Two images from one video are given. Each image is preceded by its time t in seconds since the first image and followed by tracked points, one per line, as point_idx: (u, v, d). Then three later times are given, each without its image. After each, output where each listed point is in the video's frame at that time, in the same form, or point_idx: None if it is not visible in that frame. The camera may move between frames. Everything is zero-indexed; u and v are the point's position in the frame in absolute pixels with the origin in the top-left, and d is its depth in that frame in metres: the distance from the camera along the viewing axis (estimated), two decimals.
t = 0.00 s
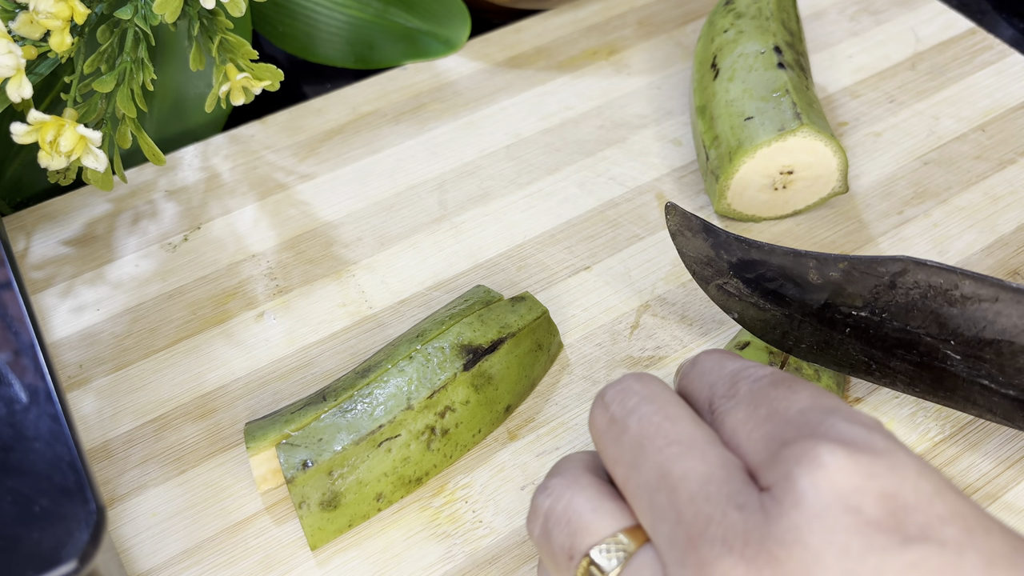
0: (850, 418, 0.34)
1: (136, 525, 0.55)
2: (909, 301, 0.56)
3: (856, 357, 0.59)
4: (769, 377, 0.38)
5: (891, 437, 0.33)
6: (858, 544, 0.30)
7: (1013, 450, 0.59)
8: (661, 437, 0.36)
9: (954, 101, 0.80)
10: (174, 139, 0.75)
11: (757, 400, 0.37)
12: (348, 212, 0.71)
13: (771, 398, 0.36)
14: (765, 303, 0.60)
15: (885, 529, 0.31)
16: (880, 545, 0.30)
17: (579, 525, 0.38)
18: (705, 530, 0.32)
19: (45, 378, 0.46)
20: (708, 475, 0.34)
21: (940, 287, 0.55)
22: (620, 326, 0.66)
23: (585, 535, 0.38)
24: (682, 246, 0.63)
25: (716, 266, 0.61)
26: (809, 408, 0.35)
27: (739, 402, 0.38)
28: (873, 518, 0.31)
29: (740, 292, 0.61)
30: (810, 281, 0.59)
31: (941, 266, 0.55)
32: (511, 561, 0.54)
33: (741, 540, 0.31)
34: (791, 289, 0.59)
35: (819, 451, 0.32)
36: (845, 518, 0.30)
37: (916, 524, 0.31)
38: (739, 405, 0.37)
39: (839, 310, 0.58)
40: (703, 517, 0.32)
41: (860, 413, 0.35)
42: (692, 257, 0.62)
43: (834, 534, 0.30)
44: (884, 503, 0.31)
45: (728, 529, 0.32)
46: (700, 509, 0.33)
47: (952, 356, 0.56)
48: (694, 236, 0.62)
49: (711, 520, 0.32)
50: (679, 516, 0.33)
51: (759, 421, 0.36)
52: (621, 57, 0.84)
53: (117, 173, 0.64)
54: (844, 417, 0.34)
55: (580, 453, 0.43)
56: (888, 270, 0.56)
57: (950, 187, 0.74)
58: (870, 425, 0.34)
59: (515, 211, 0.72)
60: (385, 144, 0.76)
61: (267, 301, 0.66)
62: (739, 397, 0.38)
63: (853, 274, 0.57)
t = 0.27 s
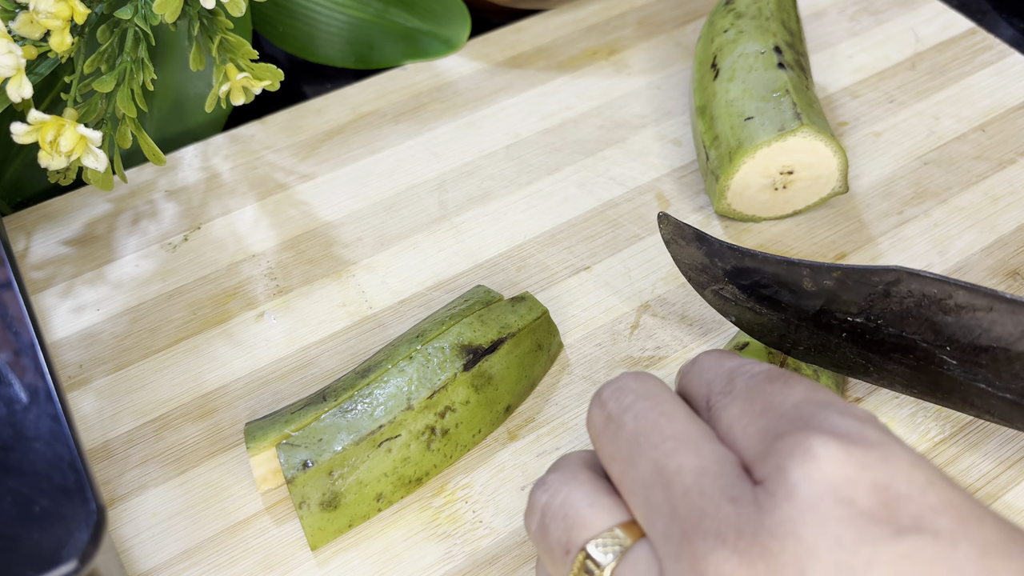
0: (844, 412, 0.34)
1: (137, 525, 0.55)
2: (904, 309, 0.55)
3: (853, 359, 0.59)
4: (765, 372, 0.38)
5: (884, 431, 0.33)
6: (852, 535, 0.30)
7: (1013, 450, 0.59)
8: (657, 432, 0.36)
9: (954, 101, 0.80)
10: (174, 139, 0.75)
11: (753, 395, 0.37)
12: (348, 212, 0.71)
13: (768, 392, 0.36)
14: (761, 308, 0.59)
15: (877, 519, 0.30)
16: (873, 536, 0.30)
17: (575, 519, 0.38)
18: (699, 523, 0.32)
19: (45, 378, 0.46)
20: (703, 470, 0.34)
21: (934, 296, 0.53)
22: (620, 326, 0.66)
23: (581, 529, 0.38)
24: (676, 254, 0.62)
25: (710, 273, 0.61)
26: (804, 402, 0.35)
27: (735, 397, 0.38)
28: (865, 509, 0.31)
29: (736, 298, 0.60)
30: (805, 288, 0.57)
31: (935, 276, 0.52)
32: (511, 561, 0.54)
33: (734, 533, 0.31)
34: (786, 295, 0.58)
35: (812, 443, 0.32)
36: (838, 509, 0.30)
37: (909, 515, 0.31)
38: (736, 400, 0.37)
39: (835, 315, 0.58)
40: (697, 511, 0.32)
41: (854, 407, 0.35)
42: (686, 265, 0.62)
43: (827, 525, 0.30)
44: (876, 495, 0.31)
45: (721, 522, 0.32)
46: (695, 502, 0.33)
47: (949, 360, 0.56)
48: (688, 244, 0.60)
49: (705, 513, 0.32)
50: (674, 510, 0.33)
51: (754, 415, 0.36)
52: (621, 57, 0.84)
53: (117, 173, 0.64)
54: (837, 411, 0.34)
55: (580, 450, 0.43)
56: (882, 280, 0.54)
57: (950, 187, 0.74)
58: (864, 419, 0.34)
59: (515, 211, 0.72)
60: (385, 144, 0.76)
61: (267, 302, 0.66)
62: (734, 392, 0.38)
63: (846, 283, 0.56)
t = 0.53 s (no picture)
0: (842, 403, 0.34)
1: (137, 525, 0.55)
2: (869, 347, 0.55)
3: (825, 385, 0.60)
4: (764, 369, 0.38)
5: (882, 421, 0.33)
6: (851, 526, 0.30)
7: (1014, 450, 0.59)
8: (656, 429, 0.36)
9: (954, 101, 0.80)
10: (174, 139, 0.75)
11: (751, 389, 0.37)
12: (348, 212, 0.71)
13: (766, 387, 0.36)
14: (734, 336, 0.62)
15: (875, 510, 0.30)
16: (871, 527, 0.30)
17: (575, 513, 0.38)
18: (696, 517, 0.32)
19: (45, 378, 0.46)
20: (701, 465, 0.34)
21: (899, 341, 0.53)
22: (620, 326, 0.66)
23: (580, 523, 0.38)
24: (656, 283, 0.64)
25: (687, 302, 0.62)
26: (801, 395, 0.35)
27: (733, 393, 0.38)
28: (862, 501, 0.30)
29: (711, 326, 0.62)
30: (775, 323, 0.59)
31: (900, 326, 0.52)
32: (511, 562, 0.54)
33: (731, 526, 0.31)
34: (758, 327, 0.60)
35: (808, 434, 0.31)
36: (836, 500, 0.30)
37: (907, 505, 0.30)
38: (735, 396, 0.37)
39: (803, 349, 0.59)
40: (695, 505, 0.32)
41: (852, 399, 0.35)
42: (665, 293, 0.64)
43: (825, 516, 0.30)
44: (874, 485, 0.31)
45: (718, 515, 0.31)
46: (692, 497, 0.33)
47: (912, 396, 0.56)
48: (664, 277, 0.62)
49: (702, 507, 0.32)
50: (672, 505, 0.33)
51: (752, 409, 0.36)
52: (621, 57, 0.84)
53: (117, 173, 0.64)
54: (834, 402, 0.34)
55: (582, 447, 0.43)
56: (849, 322, 0.55)
57: (950, 187, 0.74)
58: (862, 409, 0.34)
59: (515, 211, 0.72)
60: (385, 144, 0.76)
61: (268, 302, 0.66)
62: (733, 389, 0.38)
63: (815, 324, 0.57)
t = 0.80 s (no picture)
0: (835, 403, 0.34)
1: (136, 525, 0.55)
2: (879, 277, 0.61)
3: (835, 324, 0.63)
4: (759, 369, 0.38)
5: (875, 420, 0.34)
6: (847, 524, 0.30)
7: (1012, 450, 0.58)
8: (651, 435, 0.36)
9: (954, 101, 0.80)
10: (174, 139, 0.75)
11: (745, 391, 0.37)
12: (348, 212, 0.71)
13: (760, 389, 0.36)
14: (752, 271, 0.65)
15: (871, 508, 0.30)
16: (867, 525, 0.30)
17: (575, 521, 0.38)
18: (693, 522, 0.32)
19: (45, 378, 0.46)
20: (696, 469, 0.34)
21: (904, 266, 0.61)
22: (620, 326, 0.66)
23: (580, 530, 0.38)
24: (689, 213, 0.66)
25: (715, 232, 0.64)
26: (795, 395, 0.35)
27: (728, 394, 0.38)
28: (857, 498, 0.30)
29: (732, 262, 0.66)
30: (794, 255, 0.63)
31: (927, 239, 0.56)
32: (511, 561, 0.54)
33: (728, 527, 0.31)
34: (778, 259, 0.64)
35: (802, 435, 0.32)
36: (831, 498, 0.30)
37: (903, 502, 0.31)
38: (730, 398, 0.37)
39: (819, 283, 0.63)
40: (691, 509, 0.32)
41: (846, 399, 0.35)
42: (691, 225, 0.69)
43: (820, 515, 0.30)
44: (869, 483, 0.31)
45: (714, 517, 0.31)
46: (688, 501, 0.33)
47: (917, 329, 0.60)
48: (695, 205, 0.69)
49: (699, 511, 0.32)
50: (669, 511, 0.33)
51: (747, 410, 0.36)
52: (621, 57, 0.84)
53: (117, 173, 0.64)
54: (828, 401, 0.34)
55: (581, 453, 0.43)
56: (861, 248, 0.62)
57: (950, 187, 0.74)
58: (854, 408, 0.34)
59: (515, 211, 0.72)
60: (385, 144, 0.76)
61: (268, 301, 0.66)
62: (728, 390, 0.38)
63: (832, 247, 0.63)
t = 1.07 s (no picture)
0: (832, 435, 0.30)
1: (136, 525, 0.55)
2: (909, 311, 0.53)
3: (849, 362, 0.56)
4: (744, 391, 0.34)
5: (877, 457, 0.30)
6: None
7: (1012, 449, 0.58)
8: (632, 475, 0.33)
9: (954, 101, 0.80)
10: (174, 139, 0.75)
11: (732, 416, 0.33)
12: (348, 212, 0.71)
13: (747, 416, 0.33)
14: (755, 307, 0.58)
15: (869, 564, 0.27)
16: None
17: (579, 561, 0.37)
18: None
19: (45, 378, 0.46)
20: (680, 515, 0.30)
21: (945, 297, 0.52)
22: (620, 326, 0.66)
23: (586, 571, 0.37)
24: (670, 244, 0.61)
25: (704, 268, 0.59)
26: (786, 425, 0.31)
27: (711, 418, 0.34)
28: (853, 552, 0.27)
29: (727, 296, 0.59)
30: (806, 287, 0.56)
31: (946, 275, 0.52)
32: (511, 561, 0.54)
33: None
34: (785, 292, 0.57)
35: (796, 481, 0.28)
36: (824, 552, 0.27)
37: (905, 558, 0.27)
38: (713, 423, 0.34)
39: (833, 318, 0.56)
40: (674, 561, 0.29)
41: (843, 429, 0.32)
42: (679, 256, 0.61)
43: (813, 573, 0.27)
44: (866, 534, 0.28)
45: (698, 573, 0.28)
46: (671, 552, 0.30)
47: (951, 368, 0.53)
48: (686, 233, 0.60)
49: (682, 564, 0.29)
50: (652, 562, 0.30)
51: (732, 440, 0.32)
52: (621, 57, 0.84)
53: (117, 173, 0.64)
54: (823, 435, 0.30)
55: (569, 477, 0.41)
56: (890, 278, 0.53)
57: (950, 187, 0.74)
58: (853, 441, 0.31)
59: (515, 211, 0.72)
60: (385, 144, 0.76)
61: (267, 301, 0.66)
62: (710, 414, 0.34)
63: (851, 281, 0.55)
